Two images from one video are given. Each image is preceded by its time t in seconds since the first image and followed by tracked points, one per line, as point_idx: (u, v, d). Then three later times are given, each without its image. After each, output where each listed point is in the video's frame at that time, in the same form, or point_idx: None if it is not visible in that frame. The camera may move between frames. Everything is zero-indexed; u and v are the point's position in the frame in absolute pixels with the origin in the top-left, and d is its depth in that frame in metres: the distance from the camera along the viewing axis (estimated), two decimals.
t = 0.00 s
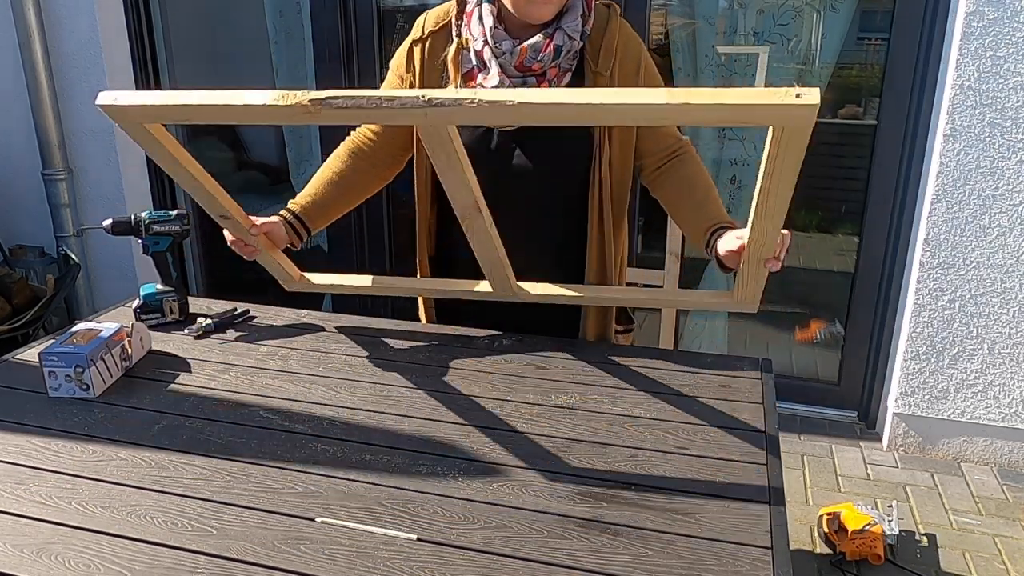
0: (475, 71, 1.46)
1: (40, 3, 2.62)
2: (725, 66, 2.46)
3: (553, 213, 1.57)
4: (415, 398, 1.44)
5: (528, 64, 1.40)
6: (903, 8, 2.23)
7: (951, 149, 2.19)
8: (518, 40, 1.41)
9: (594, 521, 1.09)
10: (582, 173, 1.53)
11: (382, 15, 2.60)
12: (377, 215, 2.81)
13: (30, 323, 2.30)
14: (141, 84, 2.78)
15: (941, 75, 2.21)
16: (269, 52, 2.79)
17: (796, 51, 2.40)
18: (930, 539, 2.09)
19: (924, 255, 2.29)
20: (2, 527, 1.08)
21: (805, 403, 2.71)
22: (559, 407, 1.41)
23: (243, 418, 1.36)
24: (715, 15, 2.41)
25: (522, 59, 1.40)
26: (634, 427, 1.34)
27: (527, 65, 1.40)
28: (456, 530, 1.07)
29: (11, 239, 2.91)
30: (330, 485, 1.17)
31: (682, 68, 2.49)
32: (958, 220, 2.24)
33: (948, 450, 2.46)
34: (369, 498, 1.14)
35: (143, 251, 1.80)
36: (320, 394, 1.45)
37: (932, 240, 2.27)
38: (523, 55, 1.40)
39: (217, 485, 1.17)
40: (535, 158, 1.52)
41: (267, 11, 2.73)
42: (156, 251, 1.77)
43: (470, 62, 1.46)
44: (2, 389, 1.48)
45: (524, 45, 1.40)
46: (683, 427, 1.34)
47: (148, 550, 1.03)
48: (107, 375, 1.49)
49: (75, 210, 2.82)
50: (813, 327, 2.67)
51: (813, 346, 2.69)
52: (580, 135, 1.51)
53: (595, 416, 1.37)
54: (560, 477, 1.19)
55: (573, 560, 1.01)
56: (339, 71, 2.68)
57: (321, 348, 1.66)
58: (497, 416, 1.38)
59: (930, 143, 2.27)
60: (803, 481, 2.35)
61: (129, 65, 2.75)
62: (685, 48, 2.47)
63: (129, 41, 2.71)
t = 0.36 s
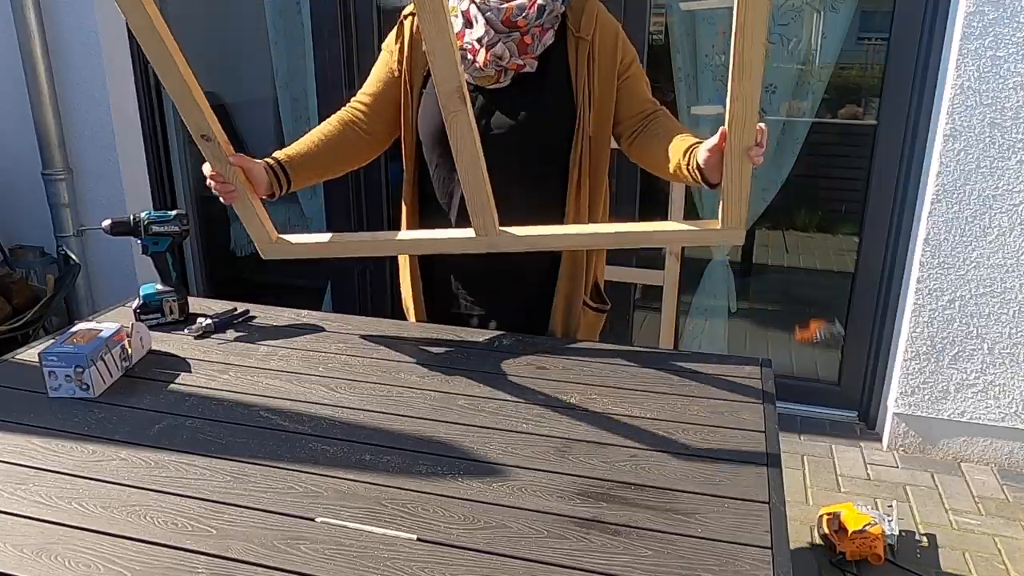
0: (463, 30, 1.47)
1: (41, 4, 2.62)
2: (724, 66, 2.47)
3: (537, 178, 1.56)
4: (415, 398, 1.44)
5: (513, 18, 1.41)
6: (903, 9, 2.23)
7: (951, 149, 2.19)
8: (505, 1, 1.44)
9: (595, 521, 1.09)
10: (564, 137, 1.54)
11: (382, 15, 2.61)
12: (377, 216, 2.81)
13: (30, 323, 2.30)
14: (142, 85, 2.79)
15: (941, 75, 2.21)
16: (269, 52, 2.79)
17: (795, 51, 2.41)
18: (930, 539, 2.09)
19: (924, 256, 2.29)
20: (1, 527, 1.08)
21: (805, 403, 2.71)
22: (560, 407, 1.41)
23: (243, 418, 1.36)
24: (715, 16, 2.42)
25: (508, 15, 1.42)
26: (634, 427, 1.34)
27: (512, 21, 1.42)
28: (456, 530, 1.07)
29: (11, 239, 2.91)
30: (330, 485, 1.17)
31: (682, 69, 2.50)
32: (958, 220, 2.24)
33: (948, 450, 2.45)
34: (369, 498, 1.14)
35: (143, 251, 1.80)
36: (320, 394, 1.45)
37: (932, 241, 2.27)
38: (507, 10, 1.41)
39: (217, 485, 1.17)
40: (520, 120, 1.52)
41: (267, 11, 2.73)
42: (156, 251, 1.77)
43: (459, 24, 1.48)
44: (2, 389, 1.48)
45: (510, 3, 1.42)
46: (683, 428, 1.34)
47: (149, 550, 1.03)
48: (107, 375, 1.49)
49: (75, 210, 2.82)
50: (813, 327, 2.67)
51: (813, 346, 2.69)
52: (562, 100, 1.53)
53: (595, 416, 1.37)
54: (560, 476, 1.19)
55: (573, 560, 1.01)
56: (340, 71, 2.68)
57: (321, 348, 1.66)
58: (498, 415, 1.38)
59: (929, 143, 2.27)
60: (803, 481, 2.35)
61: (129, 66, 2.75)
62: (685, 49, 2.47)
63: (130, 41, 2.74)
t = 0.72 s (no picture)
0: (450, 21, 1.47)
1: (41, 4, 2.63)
2: (724, 66, 2.48)
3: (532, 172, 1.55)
4: (415, 398, 1.44)
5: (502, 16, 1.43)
6: (902, 9, 2.24)
7: (951, 149, 2.19)
8: None
9: (595, 521, 1.09)
10: (556, 131, 1.53)
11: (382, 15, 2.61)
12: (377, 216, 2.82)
13: (30, 323, 2.30)
14: (141, 85, 2.79)
15: (941, 75, 2.21)
16: (269, 53, 2.79)
17: (795, 51, 2.42)
18: (929, 539, 2.09)
19: (924, 255, 2.29)
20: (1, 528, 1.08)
21: (805, 403, 2.71)
22: (560, 407, 1.41)
23: (243, 418, 1.36)
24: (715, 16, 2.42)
25: (496, 12, 1.43)
26: (634, 427, 1.34)
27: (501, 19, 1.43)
28: (456, 530, 1.07)
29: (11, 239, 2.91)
30: (330, 485, 1.17)
31: (682, 69, 2.50)
32: (958, 220, 2.24)
33: (948, 450, 2.45)
34: (369, 498, 1.14)
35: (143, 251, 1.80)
36: (320, 394, 1.45)
37: (932, 241, 2.27)
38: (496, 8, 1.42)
39: (218, 485, 1.17)
40: (513, 114, 1.51)
41: (267, 11, 2.73)
42: (156, 251, 1.77)
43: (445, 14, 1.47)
44: (2, 389, 1.48)
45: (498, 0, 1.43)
46: (683, 428, 1.34)
47: (149, 550, 1.03)
48: (107, 375, 1.49)
49: (75, 210, 2.82)
50: (813, 327, 2.67)
51: (813, 346, 2.69)
52: (551, 94, 1.52)
53: (595, 416, 1.37)
54: (560, 476, 1.19)
55: (573, 560, 1.01)
56: (340, 71, 2.68)
57: (321, 348, 1.66)
58: (498, 415, 1.38)
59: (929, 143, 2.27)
60: (803, 481, 2.35)
61: (129, 66, 2.75)
62: (685, 49, 2.48)
63: (129, 42, 2.73)
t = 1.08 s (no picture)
0: (430, 24, 1.52)
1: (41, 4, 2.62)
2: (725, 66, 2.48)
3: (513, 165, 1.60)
4: (415, 398, 1.44)
5: (481, 21, 1.47)
6: (903, 9, 2.23)
7: (951, 149, 2.19)
8: None
9: (595, 521, 1.09)
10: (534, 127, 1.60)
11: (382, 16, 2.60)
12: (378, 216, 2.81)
13: (30, 323, 2.30)
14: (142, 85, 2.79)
15: (940, 75, 2.20)
16: (269, 53, 2.80)
17: (796, 51, 2.42)
18: (930, 539, 2.09)
19: (924, 255, 2.29)
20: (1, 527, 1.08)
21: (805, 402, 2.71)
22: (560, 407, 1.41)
23: (243, 418, 1.36)
24: (715, 16, 2.43)
25: (473, 14, 1.47)
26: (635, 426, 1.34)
27: (476, 23, 1.48)
28: (457, 530, 1.07)
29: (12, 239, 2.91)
30: (330, 485, 1.17)
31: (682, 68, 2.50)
32: (958, 220, 2.24)
33: (948, 450, 2.46)
34: (369, 498, 1.14)
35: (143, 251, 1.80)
36: (321, 395, 1.45)
37: (932, 240, 2.27)
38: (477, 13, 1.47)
39: (218, 485, 1.17)
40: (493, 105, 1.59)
41: (268, 10, 2.74)
42: (157, 250, 1.77)
43: (425, 17, 1.52)
44: (2, 388, 1.48)
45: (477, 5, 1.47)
46: (684, 428, 1.34)
47: (149, 550, 1.03)
48: (107, 375, 1.49)
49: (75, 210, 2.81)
50: (813, 327, 2.68)
51: (813, 346, 2.69)
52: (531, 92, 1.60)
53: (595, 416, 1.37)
54: (560, 476, 1.19)
55: (574, 560, 1.01)
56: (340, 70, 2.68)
57: (321, 348, 1.66)
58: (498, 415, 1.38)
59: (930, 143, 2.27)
60: (804, 481, 2.35)
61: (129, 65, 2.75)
62: (686, 48, 2.48)
63: (129, 41, 2.71)
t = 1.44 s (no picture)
0: (442, 36, 1.42)
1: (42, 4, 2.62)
2: (725, 66, 2.47)
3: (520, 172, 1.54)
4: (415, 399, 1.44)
5: (497, 38, 1.40)
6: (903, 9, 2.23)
7: (951, 149, 2.19)
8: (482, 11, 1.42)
9: (595, 521, 1.09)
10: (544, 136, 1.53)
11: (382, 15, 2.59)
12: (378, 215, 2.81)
13: (30, 323, 2.30)
14: (141, 85, 2.79)
15: (940, 74, 2.20)
16: (269, 52, 2.80)
17: (796, 50, 2.41)
18: (929, 539, 2.09)
19: (924, 255, 2.29)
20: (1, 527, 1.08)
21: (804, 402, 2.71)
22: (560, 407, 1.41)
23: (244, 418, 1.36)
24: (715, 16, 2.43)
25: (488, 31, 1.40)
26: (635, 426, 1.34)
27: (491, 40, 1.40)
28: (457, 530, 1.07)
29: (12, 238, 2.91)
30: (330, 485, 1.17)
31: (682, 68, 2.50)
32: (958, 219, 2.24)
33: (948, 450, 2.45)
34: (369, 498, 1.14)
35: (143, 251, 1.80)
36: (320, 395, 1.44)
37: (932, 240, 2.27)
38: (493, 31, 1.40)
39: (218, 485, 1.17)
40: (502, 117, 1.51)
41: (267, 10, 2.73)
42: (156, 250, 1.78)
43: (436, 29, 1.43)
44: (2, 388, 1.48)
45: (493, 22, 1.40)
46: (684, 428, 1.33)
47: (149, 550, 1.03)
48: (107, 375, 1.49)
49: (75, 209, 2.81)
50: (813, 327, 2.68)
51: (813, 345, 2.69)
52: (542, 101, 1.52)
53: (595, 416, 1.37)
54: (561, 476, 1.19)
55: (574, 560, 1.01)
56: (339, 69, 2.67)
57: (321, 348, 1.66)
58: (498, 415, 1.38)
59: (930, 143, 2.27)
60: (803, 481, 2.35)
61: (129, 65, 2.75)
62: (685, 48, 2.48)
63: (130, 43, 2.73)
